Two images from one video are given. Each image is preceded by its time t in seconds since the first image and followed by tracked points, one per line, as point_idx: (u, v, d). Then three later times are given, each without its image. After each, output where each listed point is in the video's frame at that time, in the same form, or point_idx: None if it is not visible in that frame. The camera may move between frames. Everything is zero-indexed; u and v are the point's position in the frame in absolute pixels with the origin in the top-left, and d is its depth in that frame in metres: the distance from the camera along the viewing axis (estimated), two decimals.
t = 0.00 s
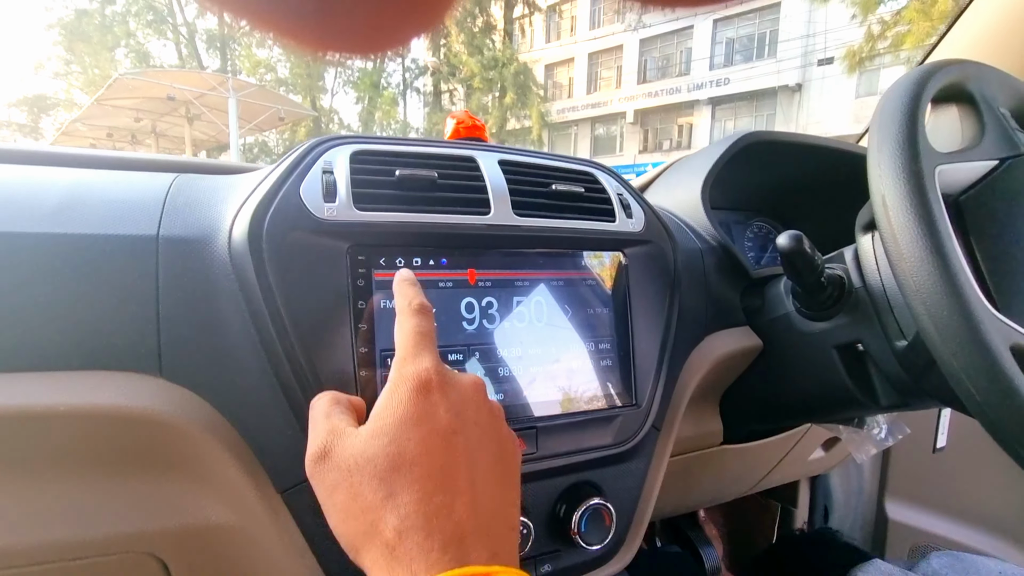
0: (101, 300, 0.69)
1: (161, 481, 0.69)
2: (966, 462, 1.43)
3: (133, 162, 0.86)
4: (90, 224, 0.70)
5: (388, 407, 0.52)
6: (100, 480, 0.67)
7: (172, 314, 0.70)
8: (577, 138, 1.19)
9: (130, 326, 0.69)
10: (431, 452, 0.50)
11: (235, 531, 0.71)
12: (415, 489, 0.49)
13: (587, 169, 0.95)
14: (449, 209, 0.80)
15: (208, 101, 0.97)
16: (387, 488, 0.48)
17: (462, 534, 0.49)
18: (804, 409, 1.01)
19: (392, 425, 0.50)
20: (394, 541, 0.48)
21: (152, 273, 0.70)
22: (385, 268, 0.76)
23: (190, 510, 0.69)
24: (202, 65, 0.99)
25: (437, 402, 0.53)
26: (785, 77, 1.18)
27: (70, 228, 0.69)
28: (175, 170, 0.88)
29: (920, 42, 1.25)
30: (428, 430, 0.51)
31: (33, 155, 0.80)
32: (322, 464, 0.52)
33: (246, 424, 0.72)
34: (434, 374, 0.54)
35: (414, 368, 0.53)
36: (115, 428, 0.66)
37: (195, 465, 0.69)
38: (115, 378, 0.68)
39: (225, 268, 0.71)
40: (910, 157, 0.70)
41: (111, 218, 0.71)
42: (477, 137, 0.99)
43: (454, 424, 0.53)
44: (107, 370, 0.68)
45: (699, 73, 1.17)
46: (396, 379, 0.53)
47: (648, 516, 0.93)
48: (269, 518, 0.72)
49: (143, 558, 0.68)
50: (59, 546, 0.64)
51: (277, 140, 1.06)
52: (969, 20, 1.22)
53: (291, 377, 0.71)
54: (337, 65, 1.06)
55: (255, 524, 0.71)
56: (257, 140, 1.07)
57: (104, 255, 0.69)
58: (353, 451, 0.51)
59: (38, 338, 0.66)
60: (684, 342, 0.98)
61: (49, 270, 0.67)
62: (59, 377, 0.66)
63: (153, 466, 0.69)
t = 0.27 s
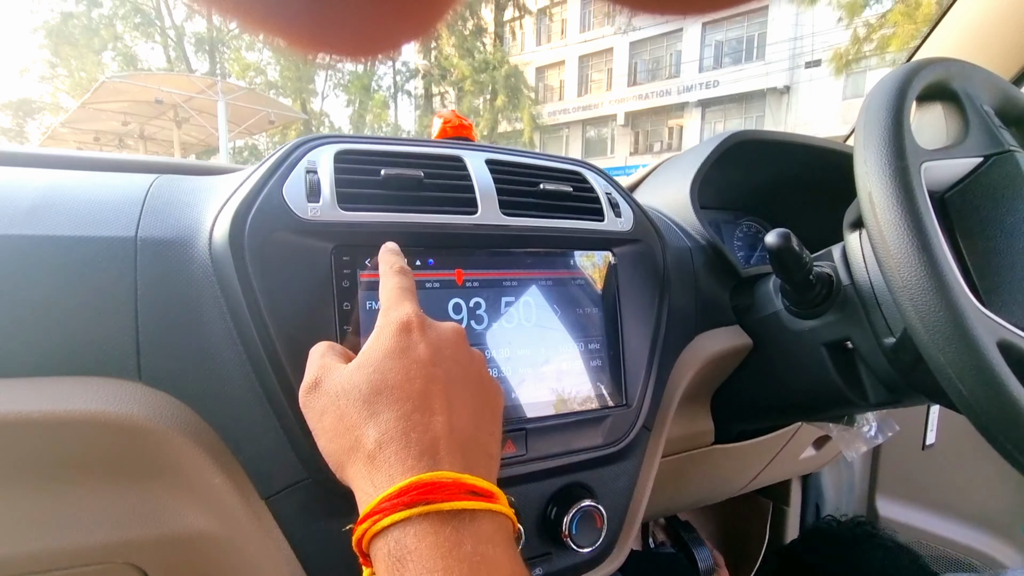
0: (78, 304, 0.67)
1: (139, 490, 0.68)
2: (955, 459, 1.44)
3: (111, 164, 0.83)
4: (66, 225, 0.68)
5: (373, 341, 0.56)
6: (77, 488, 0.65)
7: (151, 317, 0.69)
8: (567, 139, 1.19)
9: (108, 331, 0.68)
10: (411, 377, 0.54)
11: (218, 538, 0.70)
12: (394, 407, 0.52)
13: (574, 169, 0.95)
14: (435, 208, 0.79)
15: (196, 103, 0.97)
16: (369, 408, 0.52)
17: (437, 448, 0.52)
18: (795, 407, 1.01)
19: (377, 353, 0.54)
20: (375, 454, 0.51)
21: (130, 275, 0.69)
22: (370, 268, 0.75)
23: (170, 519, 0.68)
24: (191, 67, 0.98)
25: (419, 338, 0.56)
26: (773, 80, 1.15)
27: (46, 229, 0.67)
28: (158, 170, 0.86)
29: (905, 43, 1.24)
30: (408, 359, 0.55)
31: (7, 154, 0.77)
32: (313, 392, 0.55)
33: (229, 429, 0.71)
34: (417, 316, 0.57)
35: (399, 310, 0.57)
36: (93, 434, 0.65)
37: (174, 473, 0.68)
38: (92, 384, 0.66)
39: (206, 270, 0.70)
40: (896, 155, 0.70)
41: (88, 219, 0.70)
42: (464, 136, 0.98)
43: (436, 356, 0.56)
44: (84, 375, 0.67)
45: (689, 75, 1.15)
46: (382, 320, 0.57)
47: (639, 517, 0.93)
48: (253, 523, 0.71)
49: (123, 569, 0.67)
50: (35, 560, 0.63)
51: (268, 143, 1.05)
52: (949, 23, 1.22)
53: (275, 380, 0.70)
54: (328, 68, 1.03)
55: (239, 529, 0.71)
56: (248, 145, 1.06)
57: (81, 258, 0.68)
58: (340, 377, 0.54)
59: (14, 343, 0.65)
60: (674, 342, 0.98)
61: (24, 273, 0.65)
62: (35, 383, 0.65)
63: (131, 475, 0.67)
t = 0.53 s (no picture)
0: (65, 305, 0.65)
1: (128, 495, 0.66)
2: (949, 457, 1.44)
3: (100, 162, 0.81)
4: (53, 224, 0.67)
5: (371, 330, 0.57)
6: (64, 494, 0.64)
7: (141, 319, 0.67)
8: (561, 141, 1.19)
9: (97, 332, 0.66)
10: (409, 363, 0.54)
11: (209, 544, 0.69)
12: (391, 389, 0.52)
13: (571, 168, 0.94)
14: (432, 207, 0.79)
15: (188, 105, 0.95)
16: (367, 391, 0.52)
17: (434, 430, 0.52)
18: (792, 407, 1.01)
19: (374, 340, 0.55)
20: (371, 436, 0.51)
21: (119, 275, 0.67)
22: (365, 268, 0.74)
23: (159, 524, 0.67)
24: (181, 68, 0.99)
25: (418, 327, 0.57)
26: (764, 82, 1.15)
27: (32, 228, 0.65)
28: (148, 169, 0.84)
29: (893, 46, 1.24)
30: (405, 345, 0.55)
31: None
32: (312, 380, 0.57)
33: (221, 433, 0.70)
34: (414, 308, 0.59)
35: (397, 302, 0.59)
36: (80, 439, 0.64)
37: (164, 476, 0.67)
38: (79, 387, 0.65)
39: (198, 271, 0.69)
40: (894, 154, 0.70)
41: (75, 217, 0.68)
42: (460, 135, 0.97)
43: (436, 346, 0.57)
44: (73, 379, 0.65)
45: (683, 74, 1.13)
46: (381, 311, 0.59)
47: (638, 518, 0.93)
48: (245, 527, 0.70)
49: None
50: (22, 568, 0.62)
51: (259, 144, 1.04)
52: (939, 27, 1.24)
53: (269, 382, 0.69)
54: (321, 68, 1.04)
55: (231, 534, 0.70)
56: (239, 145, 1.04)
57: (68, 258, 0.66)
58: (338, 363, 0.55)
59: None
60: (671, 342, 0.98)
61: (9, 272, 0.64)
62: (20, 387, 0.63)
63: (119, 480, 0.66)
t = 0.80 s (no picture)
0: (65, 307, 0.64)
1: (129, 499, 0.65)
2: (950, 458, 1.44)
3: (100, 160, 0.79)
4: (54, 222, 0.65)
5: (446, 448, 0.51)
6: (64, 499, 0.63)
7: (144, 320, 0.66)
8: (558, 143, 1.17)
9: (98, 334, 0.65)
10: (484, 500, 0.51)
11: (212, 549, 0.68)
12: (465, 535, 0.50)
13: (577, 168, 0.94)
14: (438, 207, 0.78)
15: (182, 104, 0.96)
16: (435, 533, 0.48)
17: None
18: (797, 409, 1.01)
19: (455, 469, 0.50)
20: None
21: (122, 275, 0.66)
22: (372, 268, 0.73)
23: (162, 528, 0.66)
24: (176, 67, 1.01)
25: (494, 452, 0.53)
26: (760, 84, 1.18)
27: (32, 227, 0.64)
28: (149, 168, 0.83)
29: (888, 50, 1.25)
30: (481, 481, 0.52)
31: None
32: (375, 491, 0.49)
33: (226, 437, 0.69)
34: (493, 423, 0.54)
35: (475, 413, 0.53)
36: (80, 442, 0.63)
37: (167, 482, 0.66)
38: (79, 390, 0.64)
39: (202, 271, 0.67)
40: (903, 153, 0.70)
41: (76, 216, 0.67)
42: (466, 134, 0.97)
43: (503, 471, 0.54)
44: (74, 381, 0.64)
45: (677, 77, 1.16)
46: (457, 421, 0.53)
47: (644, 521, 0.93)
48: (249, 533, 0.69)
49: None
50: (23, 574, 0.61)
51: (254, 144, 1.05)
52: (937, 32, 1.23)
53: (275, 384, 0.67)
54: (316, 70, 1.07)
55: (234, 540, 0.69)
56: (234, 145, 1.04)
57: (68, 259, 0.65)
58: (411, 487, 0.49)
59: None
60: (676, 344, 0.98)
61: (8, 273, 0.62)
62: (18, 390, 0.62)
63: (121, 484, 0.65)
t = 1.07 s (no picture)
0: (55, 303, 0.63)
1: (121, 498, 0.65)
2: (946, 457, 1.44)
3: (92, 156, 0.79)
4: (44, 218, 0.65)
5: (500, 522, 0.52)
6: (56, 498, 0.63)
7: (135, 317, 0.65)
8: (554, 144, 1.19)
9: (88, 331, 0.64)
10: None
11: (205, 548, 0.68)
12: None
13: (573, 165, 0.94)
14: (433, 204, 0.78)
15: (177, 104, 0.98)
16: None
17: None
18: (793, 408, 1.00)
19: (508, 544, 0.50)
20: None
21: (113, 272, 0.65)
22: (367, 265, 0.73)
23: (154, 527, 0.66)
24: (171, 66, 1.00)
25: (546, 530, 0.54)
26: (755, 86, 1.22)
27: (22, 223, 0.63)
28: (141, 164, 0.82)
29: (882, 52, 1.28)
30: (537, 564, 0.51)
31: None
32: (428, 563, 0.49)
33: (218, 435, 0.68)
34: (544, 500, 0.55)
35: (528, 490, 0.54)
36: (72, 441, 0.62)
37: (159, 481, 0.66)
38: (69, 388, 0.63)
39: (195, 268, 0.67)
40: (899, 149, 0.70)
41: (67, 212, 0.66)
42: (462, 132, 0.96)
43: (555, 553, 0.54)
44: (63, 379, 0.63)
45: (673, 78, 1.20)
46: (510, 496, 0.54)
47: (640, 521, 0.94)
48: (241, 532, 0.68)
49: None
50: None
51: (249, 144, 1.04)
52: (932, 32, 1.25)
53: (268, 382, 0.67)
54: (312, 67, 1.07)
55: (227, 539, 0.68)
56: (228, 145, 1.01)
57: (59, 255, 0.64)
58: (464, 560, 0.49)
59: None
60: (671, 343, 0.98)
61: None
62: (6, 387, 0.61)
63: (112, 482, 0.64)
